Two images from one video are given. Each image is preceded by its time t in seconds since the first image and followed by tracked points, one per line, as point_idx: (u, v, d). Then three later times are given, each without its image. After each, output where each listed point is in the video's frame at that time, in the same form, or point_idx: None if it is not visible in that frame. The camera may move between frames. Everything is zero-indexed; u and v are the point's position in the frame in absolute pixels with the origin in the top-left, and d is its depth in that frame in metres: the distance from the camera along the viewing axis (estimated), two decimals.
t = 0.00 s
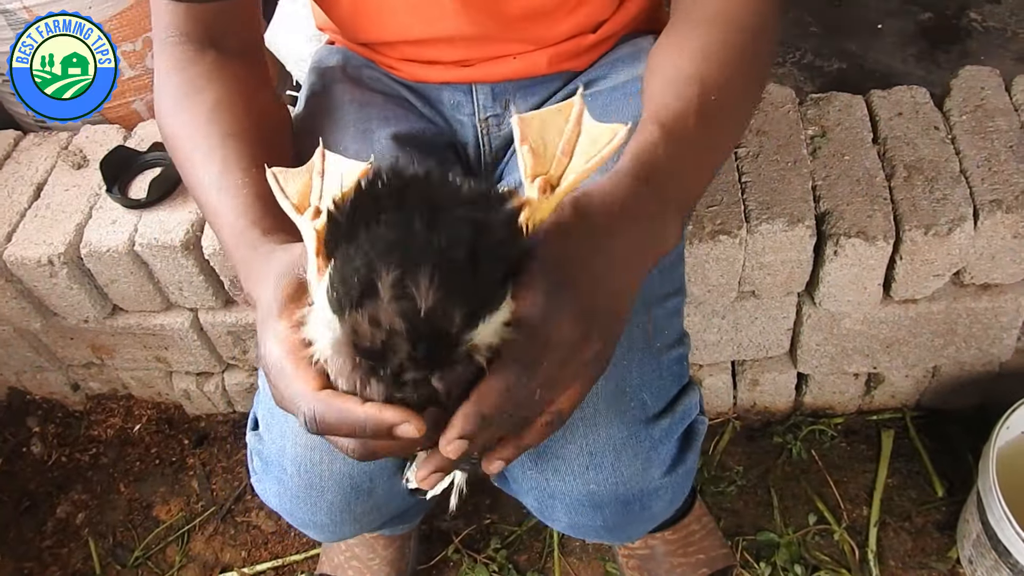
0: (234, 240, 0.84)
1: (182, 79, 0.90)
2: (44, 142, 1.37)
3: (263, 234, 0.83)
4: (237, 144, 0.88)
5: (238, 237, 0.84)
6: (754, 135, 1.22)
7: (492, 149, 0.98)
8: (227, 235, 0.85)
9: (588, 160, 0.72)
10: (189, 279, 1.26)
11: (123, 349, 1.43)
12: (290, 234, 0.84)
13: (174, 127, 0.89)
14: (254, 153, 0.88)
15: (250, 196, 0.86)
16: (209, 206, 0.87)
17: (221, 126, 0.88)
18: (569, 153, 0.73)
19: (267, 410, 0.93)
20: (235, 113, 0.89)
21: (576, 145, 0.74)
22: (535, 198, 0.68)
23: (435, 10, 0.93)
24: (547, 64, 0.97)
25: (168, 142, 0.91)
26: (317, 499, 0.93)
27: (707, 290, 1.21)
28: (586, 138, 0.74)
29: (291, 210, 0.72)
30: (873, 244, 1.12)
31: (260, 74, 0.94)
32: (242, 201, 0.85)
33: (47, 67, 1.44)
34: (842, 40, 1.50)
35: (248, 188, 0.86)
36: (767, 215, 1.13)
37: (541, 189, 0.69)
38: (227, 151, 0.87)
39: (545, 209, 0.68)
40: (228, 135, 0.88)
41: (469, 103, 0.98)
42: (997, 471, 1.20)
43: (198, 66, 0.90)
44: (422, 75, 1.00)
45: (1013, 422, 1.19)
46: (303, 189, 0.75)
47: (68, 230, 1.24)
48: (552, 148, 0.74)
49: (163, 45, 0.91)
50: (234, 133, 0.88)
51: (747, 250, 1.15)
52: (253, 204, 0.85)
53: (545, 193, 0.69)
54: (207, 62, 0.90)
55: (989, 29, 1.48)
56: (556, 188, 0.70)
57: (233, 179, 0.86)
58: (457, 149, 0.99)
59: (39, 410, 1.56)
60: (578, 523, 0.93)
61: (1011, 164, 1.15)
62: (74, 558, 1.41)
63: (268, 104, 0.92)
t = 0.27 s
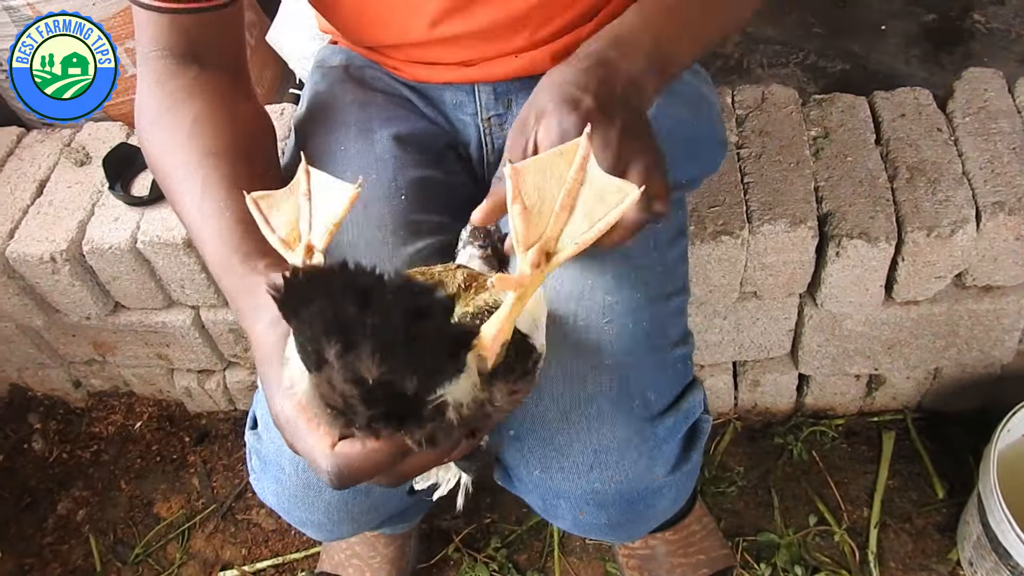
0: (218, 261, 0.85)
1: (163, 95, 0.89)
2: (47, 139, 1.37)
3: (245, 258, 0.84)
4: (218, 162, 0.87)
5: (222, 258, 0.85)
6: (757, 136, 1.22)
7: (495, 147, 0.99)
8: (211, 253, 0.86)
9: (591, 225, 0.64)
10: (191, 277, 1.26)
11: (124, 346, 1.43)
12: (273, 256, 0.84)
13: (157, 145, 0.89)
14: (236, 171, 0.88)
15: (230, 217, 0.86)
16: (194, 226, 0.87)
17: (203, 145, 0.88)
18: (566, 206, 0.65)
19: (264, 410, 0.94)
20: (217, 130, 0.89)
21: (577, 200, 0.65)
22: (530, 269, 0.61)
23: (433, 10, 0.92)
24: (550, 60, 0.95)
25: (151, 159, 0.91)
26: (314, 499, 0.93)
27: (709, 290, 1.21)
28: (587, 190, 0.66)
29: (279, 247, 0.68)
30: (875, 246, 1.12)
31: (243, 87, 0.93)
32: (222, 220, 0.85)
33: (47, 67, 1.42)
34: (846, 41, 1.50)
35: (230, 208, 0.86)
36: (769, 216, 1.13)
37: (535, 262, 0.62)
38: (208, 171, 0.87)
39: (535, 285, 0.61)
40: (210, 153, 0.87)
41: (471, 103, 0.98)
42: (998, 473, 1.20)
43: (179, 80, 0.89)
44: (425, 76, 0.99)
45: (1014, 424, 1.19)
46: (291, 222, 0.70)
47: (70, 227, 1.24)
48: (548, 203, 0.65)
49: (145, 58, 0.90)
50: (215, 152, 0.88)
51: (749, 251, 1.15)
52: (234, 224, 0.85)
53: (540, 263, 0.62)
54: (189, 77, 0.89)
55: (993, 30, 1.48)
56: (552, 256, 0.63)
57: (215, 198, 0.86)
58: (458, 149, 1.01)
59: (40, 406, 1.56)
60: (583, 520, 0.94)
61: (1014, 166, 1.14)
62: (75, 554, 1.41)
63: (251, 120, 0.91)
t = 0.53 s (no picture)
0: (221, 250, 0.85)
1: (159, 94, 0.89)
2: (48, 145, 1.37)
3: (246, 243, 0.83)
4: (215, 155, 0.87)
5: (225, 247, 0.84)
6: (756, 138, 1.22)
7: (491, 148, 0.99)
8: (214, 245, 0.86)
9: (578, 194, 0.70)
10: (192, 282, 1.26)
11: (126, 352, 1.43)
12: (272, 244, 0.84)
13: (155, 143, 0.89)
14: (234, 163, 0.87)
15: (230, 207, 0.85)
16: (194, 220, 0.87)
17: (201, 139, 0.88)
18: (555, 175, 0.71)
19: (242, 405, 0.94)
20: (215, 124, 0.89)
21: (566, 171, 0.71)
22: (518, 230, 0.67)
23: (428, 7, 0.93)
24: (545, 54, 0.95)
25: (149, 158, 0.91)
26: (285, 496, 0.93)
27: (710, 292, 1.21)
28: (573, 163, 0.72)
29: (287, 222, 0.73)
30: (876, 247, 1.12)
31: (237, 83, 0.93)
32: (221, 211, 0.85)
33: (46, 67, 1.43)
34: (845, 42, 1.50)
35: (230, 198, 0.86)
36: (769, 218, 1.13)
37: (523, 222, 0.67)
38: (206, 163, 0.87)
39: (524, 245, 0.66)
40: (209, 148, 0.88)
41: (467, 103, 0.98)
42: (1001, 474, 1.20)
43: (174, 78, 0.89)
44: (422, 74, 0.99)
45: (1016, 425, 1.19)
46: (297, 199, 0.76)
47: (71, 233, 1.24)
48: (540, 169, 0.72)
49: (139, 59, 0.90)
50: (214, 146, 0.88)
51: (750, 252, 1.15)
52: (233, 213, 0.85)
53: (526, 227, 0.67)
54: (184, 74, 0.89)
55: (992, 30, 1.48)
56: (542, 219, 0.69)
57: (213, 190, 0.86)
58: (452, 151, 1.00)
59: (42, 412, 1.56)
60: (590, 524, 0.93)
61: (1014, 166, 1.14)
62: (78, 560, 1.41)
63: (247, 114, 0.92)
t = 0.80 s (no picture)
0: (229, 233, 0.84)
1: (165, 83, 0.89)
2: (46, 145, 1.37)
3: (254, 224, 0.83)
4: (220, 140, 0.87)
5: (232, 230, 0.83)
6: (755, 139, 1.22)
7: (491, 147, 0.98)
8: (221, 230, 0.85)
9: (570, 150, 0.65)
10: (190, 282, 1.26)
11: (124, 352, 1.43)
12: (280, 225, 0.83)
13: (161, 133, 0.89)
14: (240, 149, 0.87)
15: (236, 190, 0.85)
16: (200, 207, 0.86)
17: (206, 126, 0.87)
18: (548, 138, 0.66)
19: (245, 404, 0.94)
20: (220, 111, 0.89)
21: (559, 130, 0.66)
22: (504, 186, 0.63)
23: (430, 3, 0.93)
24: (546, 53, 0.95)
25: (156, 151, 0.91)
26: (291, 495, 0.92)
27: (708, 293, 1.22)
28: (566, 128, 0.66)
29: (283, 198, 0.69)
30: (874, 248, 1.12)
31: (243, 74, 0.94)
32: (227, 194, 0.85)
33: (47, 67, 1.43)
34: (843, 44, 1.50)
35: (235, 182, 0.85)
36: (767, 219, 1.13)
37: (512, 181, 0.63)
38: (211, 149, 0.86)
39: (519, 198, 0.64)
40: (212, 132, 0.87)
41: (468, 101, 0.97)
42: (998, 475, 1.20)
43: (180, 69, 0.90)
44: (423, 70, 0.99)
45: (1013, 427, 1.19)
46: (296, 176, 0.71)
47: (69, 233, 1.24)
48: (533, 132, 0.67)
49: (147, 52, 0.91)
50: (219, 132, 0.87)
51: (748, 254, 1.15)
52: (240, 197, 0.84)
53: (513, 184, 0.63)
54: (190, 65, 0.90)
55: (990, 33, 1.48)
56: (534, 173, 0.64)
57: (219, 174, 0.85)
58: (451, 150, 1.00)
59: (39, 413, 1.56)
60: (588, 525, 0.91)
61: (1012, 168, 1.15)
62: (74, 561, 1.41)
63: (252, 102, 0.92)
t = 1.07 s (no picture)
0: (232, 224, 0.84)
1: (169, 76, 0.89)
2: (46, 140, 1.37)
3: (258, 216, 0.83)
4: (224, 132, 0.87)
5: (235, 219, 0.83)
6: (755, 135, 1.22)
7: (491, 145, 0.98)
8: (223, 221, 0.85)
9: (564, 161, 0.65)
10: (190, 278, 1.26)
11: (124, 348, 1.43)
12: (283, 215, 0.83)
13: (165, 125, 0.89)
14: (244, 139, 0.87)
15: (241, 181, 0.85)
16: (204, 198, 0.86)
17: (211, 116, 0.87)
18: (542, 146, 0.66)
19: (249, 402, 0.94)
20: (224, 102, 0.89)
21: (554, 139, 0.66)
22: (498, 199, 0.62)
23: None
24: (547, 49, 0.95)
25: (161, 144, 0.91)
26: (294, 492, 0.92)
27: (708, 289, 1.22)
28: (559, 136, 0.66)
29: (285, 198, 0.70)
30: (874, 245, 1.12)
31: (247, 67, 0.94)
32: (231, 184, 0.85)
33: (47, 67, 1.43)
34: (844, 40, 1.50)
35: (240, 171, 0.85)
36: (767, 216, 1.13)
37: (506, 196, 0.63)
38: (216, 140, 0.86)
39: (511, 211, 0.63)
40: (216, 122, 0.87)
41: (468, 98, 0.98)
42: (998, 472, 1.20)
43: (185, 61, 0.90)
44: (423, 66, 0.99)
45: (1013, 423, 1.19)
46: (300, 175, 0.73)
47: (69, 229, 1.24)
48: (528, 141, 0.67)
49: (152, 46, 0.91)
50: (223, 122, 0.87)
51: (748, 250, 1.15)
52: (244, 187, 0.84)
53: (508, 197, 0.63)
54: (195, 57, 0.90)
55: (990, 29, 1.48)
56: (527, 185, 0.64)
57: (224, 164, 0.86)
58: (452, 147, 1.00)
59: (40, 408, 1.56)
60: (586, 525, 0.92)
61: (1013, 164, 1.14)
62: (74, 557, 1.41)
63: (257, 93, 0.92)
